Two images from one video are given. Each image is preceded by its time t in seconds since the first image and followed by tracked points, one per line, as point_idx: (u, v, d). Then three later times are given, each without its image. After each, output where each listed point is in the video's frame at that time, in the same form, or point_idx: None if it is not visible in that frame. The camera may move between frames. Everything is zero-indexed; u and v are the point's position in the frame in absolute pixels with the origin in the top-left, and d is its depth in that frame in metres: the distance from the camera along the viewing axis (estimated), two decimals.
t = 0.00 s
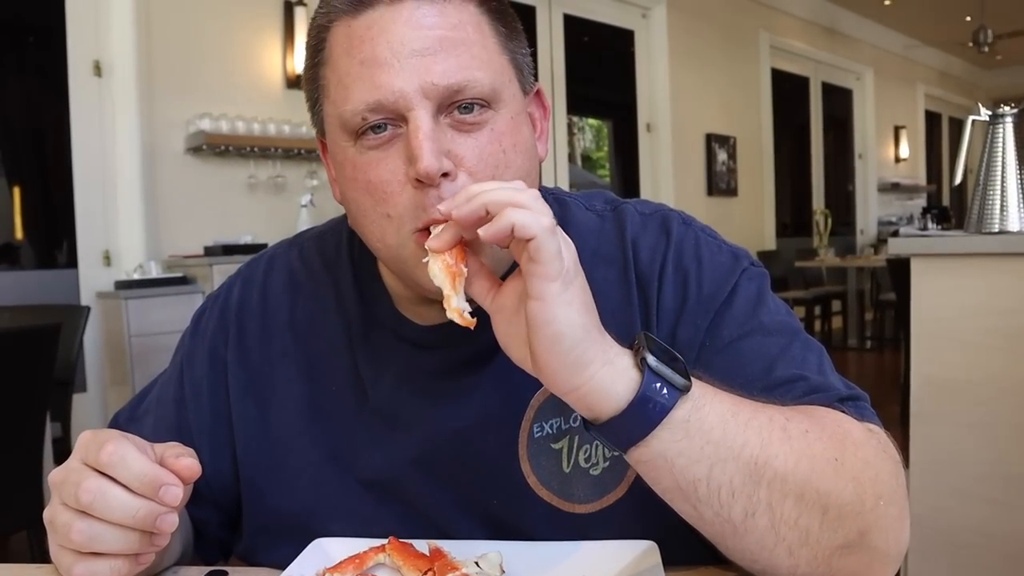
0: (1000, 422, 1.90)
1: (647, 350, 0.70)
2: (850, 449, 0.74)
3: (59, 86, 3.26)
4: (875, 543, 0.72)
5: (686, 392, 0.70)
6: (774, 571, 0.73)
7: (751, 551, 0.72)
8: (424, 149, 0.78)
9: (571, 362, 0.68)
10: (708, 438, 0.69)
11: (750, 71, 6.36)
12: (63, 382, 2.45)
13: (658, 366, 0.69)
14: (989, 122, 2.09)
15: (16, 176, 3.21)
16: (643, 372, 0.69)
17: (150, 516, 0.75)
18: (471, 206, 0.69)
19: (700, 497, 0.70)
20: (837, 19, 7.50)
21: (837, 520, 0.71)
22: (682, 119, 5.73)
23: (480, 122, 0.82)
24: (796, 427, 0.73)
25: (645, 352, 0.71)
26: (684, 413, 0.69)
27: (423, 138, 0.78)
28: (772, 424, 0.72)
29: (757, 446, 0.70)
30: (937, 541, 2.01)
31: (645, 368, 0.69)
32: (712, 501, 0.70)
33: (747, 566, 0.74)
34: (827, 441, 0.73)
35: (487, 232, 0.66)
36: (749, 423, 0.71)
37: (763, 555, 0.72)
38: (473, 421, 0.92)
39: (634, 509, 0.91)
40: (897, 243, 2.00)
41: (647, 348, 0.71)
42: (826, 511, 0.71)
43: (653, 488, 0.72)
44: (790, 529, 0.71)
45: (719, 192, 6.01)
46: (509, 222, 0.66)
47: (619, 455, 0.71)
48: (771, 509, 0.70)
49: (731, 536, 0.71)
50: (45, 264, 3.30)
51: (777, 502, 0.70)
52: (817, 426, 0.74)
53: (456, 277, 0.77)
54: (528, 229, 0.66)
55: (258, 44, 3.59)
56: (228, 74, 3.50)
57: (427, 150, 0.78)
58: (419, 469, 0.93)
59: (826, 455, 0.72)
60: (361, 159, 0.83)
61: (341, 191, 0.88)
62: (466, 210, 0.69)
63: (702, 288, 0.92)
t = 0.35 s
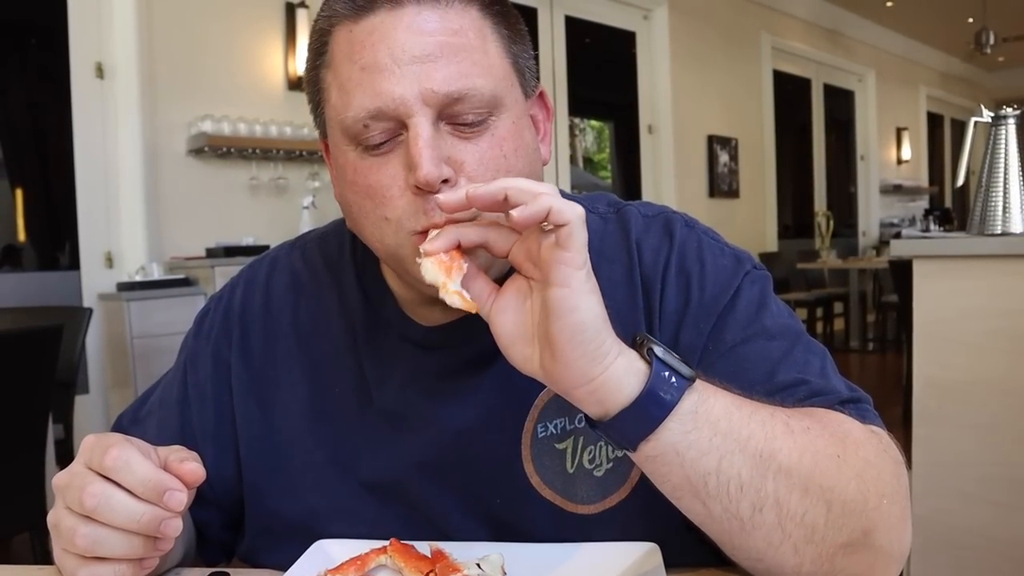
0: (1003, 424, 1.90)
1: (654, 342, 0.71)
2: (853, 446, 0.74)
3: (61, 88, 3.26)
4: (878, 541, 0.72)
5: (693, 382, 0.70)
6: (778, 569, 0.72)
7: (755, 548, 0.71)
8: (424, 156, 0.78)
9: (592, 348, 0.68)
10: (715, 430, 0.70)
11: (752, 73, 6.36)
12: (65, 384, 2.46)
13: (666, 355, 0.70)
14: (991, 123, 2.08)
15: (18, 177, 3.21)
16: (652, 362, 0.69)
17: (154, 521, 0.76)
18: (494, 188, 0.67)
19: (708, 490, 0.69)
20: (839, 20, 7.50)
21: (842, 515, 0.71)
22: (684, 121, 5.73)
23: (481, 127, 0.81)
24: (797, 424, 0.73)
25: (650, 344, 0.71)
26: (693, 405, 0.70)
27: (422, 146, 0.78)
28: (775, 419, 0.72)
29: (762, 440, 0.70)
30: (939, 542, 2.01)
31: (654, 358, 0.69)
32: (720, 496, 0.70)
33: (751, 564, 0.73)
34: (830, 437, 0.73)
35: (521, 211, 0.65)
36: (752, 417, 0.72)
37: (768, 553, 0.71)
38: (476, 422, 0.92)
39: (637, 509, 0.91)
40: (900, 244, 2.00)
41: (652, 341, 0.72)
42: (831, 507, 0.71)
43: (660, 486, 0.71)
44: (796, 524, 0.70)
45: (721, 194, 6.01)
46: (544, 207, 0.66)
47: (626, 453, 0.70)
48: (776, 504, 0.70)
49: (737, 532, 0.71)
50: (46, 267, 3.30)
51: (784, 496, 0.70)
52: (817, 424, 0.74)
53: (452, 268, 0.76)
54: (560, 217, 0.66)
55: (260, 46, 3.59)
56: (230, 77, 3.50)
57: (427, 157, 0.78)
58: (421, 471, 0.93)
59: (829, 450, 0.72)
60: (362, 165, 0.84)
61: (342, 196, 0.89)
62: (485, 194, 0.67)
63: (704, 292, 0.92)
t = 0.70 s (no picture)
0: (1004, 426, 1.90)
1: (667, 399, 0.67)
2: (860, 464, 0.73)
3: (64, 89, 3.27)
4: (886, 554, 0.73)
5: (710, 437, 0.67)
6: None
7: None
8: (408, 148, 0.78)
9: (602, 432, 0.63)
10: (729, 480, 0.67)
11: (754, 74, 6.36)
12: (67, 383, 2.46)
13: (680, 416, 0.66)
14: (993, 125, 2.08)
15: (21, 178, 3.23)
16: (665, 425, 0.65)
17: (155, 522, 0.76)
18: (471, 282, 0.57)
19: (721, 535, 0.68)
20: (841, 21, 7.49)
21: (852, 539, 0.71)
22: (686, 122, 5.73)
23: (469, 125, 0.81)
24: (811, 451, 0.72)
25: (662, 400, 0.67)
26: (708, 458, 0.67)
27: (408, 138, 0.78)
28: (787, 451, 0.71)
29: (775, 481, 0.69)
30: (941, 544, 2.01)
31: (667, 422, 0.65)
32: (733, 539, 0.69)
33: None
34: (840, 460, 0.72)
35: (504, 329, 0.57)
36: (767, 456, 0.69)
37: None
38: (478, 423, 0.92)
39: (638, 512, 0.91)
40: (902, 246, 2.00)
41: (666, 395, 0.68)
42: (842, 531, 0.70)
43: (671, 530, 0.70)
44: (806, 553, 0.70)
45: (723, 195, 6.01)
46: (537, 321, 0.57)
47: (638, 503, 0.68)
48: (788, 537, 0.69)
49: (749, 566, 0.70)
50: (48, 267, 3.31)
51: (796, 531, 0.69)
52: (828, 445, 0.73)
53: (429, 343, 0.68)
54: (556, 329, 0.57)
55: (262, 47, 3.60)
56: (232, 78, 3.51)
57: (411, 149, 0.78)
58: (422, 472, 0.93)
59: (839, 474, 0.71)
60: (353, 159, 0.84)
61: (336, 190, 0.89)
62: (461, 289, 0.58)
63: (705, 292, 0.92)
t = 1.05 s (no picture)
0: (1007, 430, 1.90)
1: (677, 451, 0.60)
2: (867, 482, 0.74)
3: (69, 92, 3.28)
4: (888, 565, 0.75)
5: (719, 487, 0.62)
6: None
7: None
8: (411, 143, 0.78)
9: (609, 506, 0.58)
10: (736, 517, 0.66)
11: (757, 78, 6.37)
12: (69, 386, 2.46)
13: (691, 474, 0.60)
14: (996, 129, 2.08)
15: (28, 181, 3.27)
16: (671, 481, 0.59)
17: (159, 537, 0.75)
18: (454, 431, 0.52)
19: (726, 565, 0.68)
20: (843, 25, 7.50)
21: (855, 559, 0.72)
22: (688, 125, 5.73)
23: (473, 124, 0.81)
24: (822, 474, 0.71)
25: (673, 454, 0.60)
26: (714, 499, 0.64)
27: (412, 134, 0.78)
28: (798, 482, 0.69)
29: (784, 512, 0.68)
30: (944, 548, 2.00)
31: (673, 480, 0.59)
32: (738, 568, 0.68)
33: None
34: (846, 481, 0.73)
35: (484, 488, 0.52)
36: (778, 488, 0.68)
37: None
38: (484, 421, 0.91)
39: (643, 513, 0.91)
40: (905, 249, 2.00)
41: (680, 450, 0.60)
42: (847, 552, 0.71)
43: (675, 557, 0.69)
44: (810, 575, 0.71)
45: (725, 199, 6.01)
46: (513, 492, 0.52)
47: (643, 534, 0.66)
48: (793, 562, 0.69)
49: None
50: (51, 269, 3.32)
51: (801, 557, 0.70)
52: (838, 465, 0.73)
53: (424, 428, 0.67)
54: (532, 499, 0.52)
55: (265, 50, 3.60)
56: (235, 80, 3.51)
57: (413, 145, 0.78)
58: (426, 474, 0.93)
59: (846, 496, 0.72)
60: (358, 154, 0.84)
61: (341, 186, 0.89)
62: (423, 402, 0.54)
63: (710, 295, 0.92)
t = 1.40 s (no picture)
0: (1011, 437, 1.89)
1: (692, 479, 0.59)
2: (877, 497, 0.74)
3: (72, 94, 3.29)
4: None
5: (730, 514, 0.62)
6: None
7: None
8: (417, 148, 0.78)
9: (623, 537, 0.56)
10: (746, 539, 0.66)
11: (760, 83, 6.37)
12: (72, 388, 2.45)
13: (704, 503, 0.59)
14: (999, 135, 2.08)
15: (31, 183, 3.27)
16: (684, 510, 0.59)
17: (159, 555, 0.75)
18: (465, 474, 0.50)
19: None
20: (846, 30, 7.50)
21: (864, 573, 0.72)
22: (691, 130, 5.74)
23: (480, 128, 0.81)
24: (831, 491, 0.71)
25: (688, 484, 0.59)
26: (727, 523, 0.64)
27: (419, 138, 0.78)
28: (810, 502, 0.69)
29: (795, 532, 0.68)
30: (947, 556, 2.00)
31: (687, 509, 0.59)
32: None
33: None
34: (858, 498, 0.73)
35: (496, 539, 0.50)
36: (791, 510, 0.68)
37: None
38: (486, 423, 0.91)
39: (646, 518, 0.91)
40: (908, 255, 2.00)
41: (695, 480, 0.59)
42: (855, 568, 0.71)
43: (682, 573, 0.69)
44: None
45: (728, 204, 6.01)
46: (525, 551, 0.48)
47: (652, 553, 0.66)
48: None
49: None
50: (55, 271, 3.32)
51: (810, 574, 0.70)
52: (849, 480, 0.73)
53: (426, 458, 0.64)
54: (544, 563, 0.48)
55: (269, 54, 3.61)
56: (239, 83, 3.52)
57: (420, 149, 0.78)
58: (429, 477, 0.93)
59: (857, 514, 0.72)
60: (365, 157, 0.84)
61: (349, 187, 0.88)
62: (431, 435, 0.52)
63: (714, 299, 0.92)
